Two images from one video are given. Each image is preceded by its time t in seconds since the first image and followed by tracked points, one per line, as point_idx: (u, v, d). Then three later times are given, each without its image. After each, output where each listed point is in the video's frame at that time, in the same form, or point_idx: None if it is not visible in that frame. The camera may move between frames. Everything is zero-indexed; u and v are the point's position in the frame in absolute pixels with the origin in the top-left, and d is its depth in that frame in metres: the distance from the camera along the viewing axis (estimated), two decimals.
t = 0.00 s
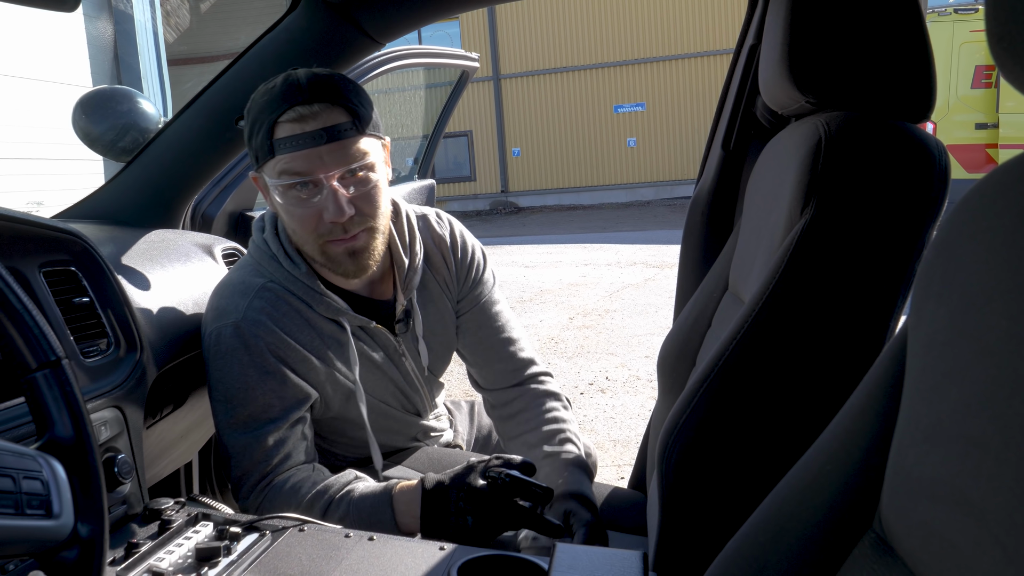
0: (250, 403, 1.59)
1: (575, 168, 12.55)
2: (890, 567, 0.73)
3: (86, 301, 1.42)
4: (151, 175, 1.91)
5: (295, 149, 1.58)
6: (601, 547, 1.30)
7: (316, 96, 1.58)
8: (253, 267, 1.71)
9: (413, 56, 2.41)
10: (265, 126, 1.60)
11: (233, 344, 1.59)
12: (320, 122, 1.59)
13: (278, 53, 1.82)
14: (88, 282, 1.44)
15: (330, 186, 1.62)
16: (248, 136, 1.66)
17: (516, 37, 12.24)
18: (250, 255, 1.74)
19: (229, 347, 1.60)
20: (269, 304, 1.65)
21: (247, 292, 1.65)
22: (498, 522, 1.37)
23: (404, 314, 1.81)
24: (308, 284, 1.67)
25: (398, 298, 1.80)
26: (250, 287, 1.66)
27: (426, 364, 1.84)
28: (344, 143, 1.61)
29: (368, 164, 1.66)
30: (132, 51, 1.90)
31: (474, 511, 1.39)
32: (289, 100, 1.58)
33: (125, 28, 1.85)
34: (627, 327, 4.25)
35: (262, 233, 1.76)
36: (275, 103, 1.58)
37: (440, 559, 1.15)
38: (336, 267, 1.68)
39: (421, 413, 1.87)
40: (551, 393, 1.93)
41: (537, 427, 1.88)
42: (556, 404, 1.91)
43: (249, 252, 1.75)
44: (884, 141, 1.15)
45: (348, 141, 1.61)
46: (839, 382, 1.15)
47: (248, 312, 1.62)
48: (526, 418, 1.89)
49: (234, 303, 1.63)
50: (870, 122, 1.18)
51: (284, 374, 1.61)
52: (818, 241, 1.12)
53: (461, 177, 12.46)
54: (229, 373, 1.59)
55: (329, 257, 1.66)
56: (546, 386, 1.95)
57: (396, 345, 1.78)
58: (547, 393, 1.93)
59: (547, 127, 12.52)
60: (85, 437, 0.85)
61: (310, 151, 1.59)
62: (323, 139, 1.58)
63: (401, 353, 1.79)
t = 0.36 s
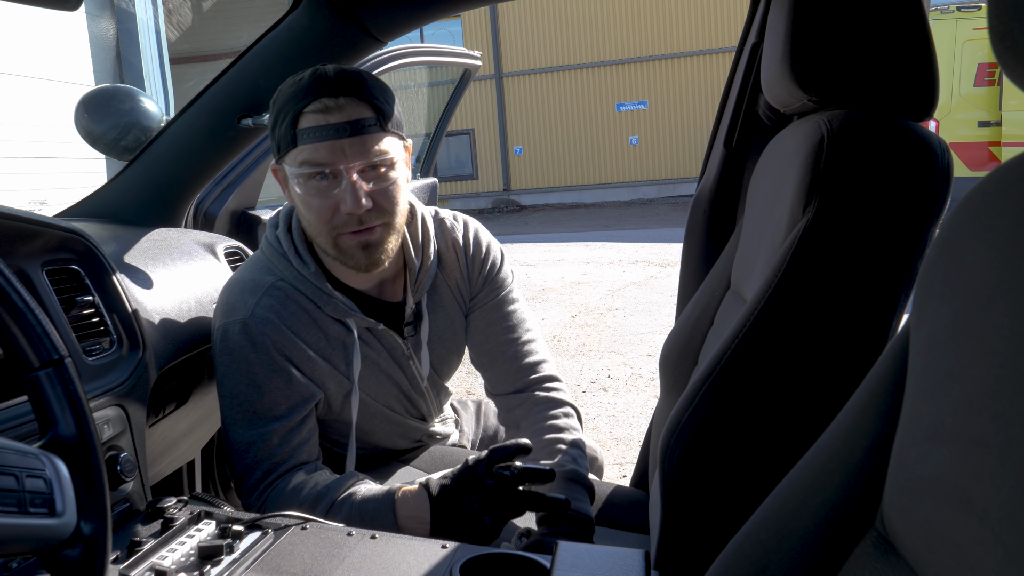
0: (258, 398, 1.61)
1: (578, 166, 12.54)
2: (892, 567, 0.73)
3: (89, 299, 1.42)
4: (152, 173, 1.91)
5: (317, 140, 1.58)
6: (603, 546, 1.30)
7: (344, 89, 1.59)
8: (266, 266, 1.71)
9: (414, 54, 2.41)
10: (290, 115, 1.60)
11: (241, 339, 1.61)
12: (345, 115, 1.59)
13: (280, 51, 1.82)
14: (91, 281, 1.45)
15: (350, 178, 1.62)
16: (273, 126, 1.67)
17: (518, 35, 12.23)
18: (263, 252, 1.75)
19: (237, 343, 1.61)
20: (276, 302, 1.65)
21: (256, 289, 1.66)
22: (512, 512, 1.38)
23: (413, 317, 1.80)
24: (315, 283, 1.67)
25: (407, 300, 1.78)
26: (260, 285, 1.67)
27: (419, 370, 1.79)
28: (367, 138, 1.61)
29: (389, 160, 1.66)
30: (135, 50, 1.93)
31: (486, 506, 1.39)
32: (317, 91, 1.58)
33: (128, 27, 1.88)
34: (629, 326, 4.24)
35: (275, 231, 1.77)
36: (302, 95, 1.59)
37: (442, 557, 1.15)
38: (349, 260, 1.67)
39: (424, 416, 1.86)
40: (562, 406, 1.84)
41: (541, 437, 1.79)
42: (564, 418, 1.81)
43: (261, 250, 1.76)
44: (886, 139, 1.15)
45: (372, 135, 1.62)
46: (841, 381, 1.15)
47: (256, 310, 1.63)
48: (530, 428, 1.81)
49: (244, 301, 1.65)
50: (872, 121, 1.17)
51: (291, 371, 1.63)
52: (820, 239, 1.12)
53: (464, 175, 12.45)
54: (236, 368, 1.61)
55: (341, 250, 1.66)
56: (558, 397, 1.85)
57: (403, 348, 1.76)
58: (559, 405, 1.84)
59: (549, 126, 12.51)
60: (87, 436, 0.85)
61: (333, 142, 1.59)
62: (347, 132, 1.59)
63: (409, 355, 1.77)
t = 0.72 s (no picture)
0: (265, 393, 1.59)
1: (581, 166, 12.54)
2: (897, 565, 0.73)
3: (95, 299, 1.43)
4: (157, 173, 1.92)
5: (320, 125, 1.59)
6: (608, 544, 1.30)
7: (347, 76, 1.60)
8: (275, 261, 1.71)
9: (418, 53, 2.41)
10: (295, 102, 1.61)
11: (252, 334, 1.60)
12: (349, 101, 1.60)
13: (285, 51, 1.83)
14: (97, 281, 1.45)
15: (354, 162, 1.63)
16: (279, 116, 1.67)
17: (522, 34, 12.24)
18: (272, 246, 1.74)
19: (247, 337, 1.60)
20: (288, 296, 1.64)
21: (267, 284, 1.66)
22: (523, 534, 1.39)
23: (423, 306, 1.81)
24: (328, 277, 1.66)
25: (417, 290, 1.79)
26: (271, 279, 1.66)
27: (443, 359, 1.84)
28: (369, 122, 1.62)
29: (392, 144, 1.67)
30: (139, 49, 1.90)
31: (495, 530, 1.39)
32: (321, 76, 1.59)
33: (132, 26, 1.87)
34: (633, 325, 4.24)
35: (284, 225, 1.76)
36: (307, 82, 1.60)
37: (446, 555, 1.15)
38: (354, 244, 1.68)
39: (433, 409, 1.88)
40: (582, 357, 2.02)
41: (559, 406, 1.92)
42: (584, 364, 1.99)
43: (271, 244, 1.75)
44: (891, 137, 1.15)
45: (375, 120, 1.63)
46: (848, 378, 1.14)
47: (267, 304, 1.62)
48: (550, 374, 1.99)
49: (255, 295, 1.64)
50: (877, 119, 1.17)
51: (303, 367, 1.61)
52: (825, 236, 1.11)
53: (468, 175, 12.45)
54: (246, 362, 1.60)
55: (347, 234, 1.67)
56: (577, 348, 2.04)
57: (413, 336, 1.78)
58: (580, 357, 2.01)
59: (553, 125, 12.51)
60: (94, 434, 0.86)
61: (337, 128, 1.59)
62: (349, 116, 1.60)
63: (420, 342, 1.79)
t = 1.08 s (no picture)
0: (275, 389, 1.59)
1: (586, 165, 12.53)
2: (902, 565, 0.73)
3: (101, 296, 1.43)
4: (162, 171, 1.92)
5: (338, 150, 1.58)
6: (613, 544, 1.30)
7: (371, 101, 1.58)
8: (290, 258, 1.71)
9: (422, 52, 2.41)
10: (315, 120, 1.59)
11: (267, 331, 1.60)
12: (370, 129, 1.58)
13: (291, 50, 1.83)
14: (102, 278, 1.46)
15: (369, 189, 1.62)
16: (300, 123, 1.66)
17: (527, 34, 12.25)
18: (285, 244, 1.74)
19: (260, 334, 1.61)
20: (303, 294, 1.64)
21: (283, 283, 1.66)
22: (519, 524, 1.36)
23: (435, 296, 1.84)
24: (342, 271, 1.67)
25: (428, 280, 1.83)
26: (286, 277, 1.67)
27: (452, 343, 1.88)
28: (389, 152, 1.61)
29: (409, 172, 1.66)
30: (144, 46, 1.90)
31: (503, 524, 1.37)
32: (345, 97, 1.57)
33: (138, 25, 1.87)
34: (638, 324, 4.24)
35: (296, 220, 1.76)
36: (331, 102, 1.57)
37: (450, 554, 1.15)
38: (358, 257, 1.69)
39: (445, 402, 1.90)
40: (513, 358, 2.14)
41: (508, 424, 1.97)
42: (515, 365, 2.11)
43: (283, 240, 1.75)
44: (896, 138, 1.14)
45: (394, 149, 1.62)
46: (853, 378, 1.14)
47: (283, 302, 1.63)
48: (489, 379, 2.09)
49: (269, 292, 1.65)
50: (883, 119, 1.17)
51: (315, 366, 1.62)
52: (831, 237, 1.11)
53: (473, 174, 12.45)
54: (259, 359, 1.59)
55: (356, 250, 1.67)
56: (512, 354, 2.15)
57: (425, 326, 1.82)
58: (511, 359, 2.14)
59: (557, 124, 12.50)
60: (99, 431, 0.86)
61: (355, 155, 1.59)
62: (369, 145, 1.58)
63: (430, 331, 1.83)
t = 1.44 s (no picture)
0: (284, 384, 1.58)
1: (587, 166, 12.53)
2: (902, 565, 0.73)
3: (101, 295, 1.43)
4: (162, 171, 1.93)
5: (364, 148, 1.58)
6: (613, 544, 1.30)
7: (401, 102, 1.57)
8: (306, 254, 1.70)
9: (422, 52, 2.42)
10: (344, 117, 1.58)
11: (284, 327, 1.59)
12: (397, 131, 1.58)
13: (291, 49, 1.84)
14: (103, 277, 1.46)
15: (390, 188, 1.61)
16: (326, 117, 1.65)
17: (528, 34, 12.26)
18: (301, 240, 1.73)
19: (276, 329, 1.60)
20: (321, 291, 1.64)
21: (301, 279, 1.65)
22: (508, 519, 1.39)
23: (443, 287, 1.86)
24: (358, 266, 1.67)
25: (439, 272, 1.84)
26: (304, 273, 1.66)
27: (459, 332, 1.88)
28: (414, 153, 1.61)
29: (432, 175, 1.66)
30: (146, 47, 1.90)
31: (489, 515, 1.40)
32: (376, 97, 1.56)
33: (139, 24, 1.85)
34: (639, 324, 4.24)
35: (310, 216, 1.75)
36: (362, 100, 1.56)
37: (450, 554, 1.15)
38: (372, 252, 1.68)
39: (454, 390, 1.91)
40: (538, 357, 2.13)
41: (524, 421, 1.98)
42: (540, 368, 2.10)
43: (299, 236, 1.75)
44: (897, 138, 1.14)
45: (419, 151, 1.62)
46: (853, 377, 1.14)
47: (302, 299, 1.62)
48: (509, 378, 2.09)
49: (287, 289, 1.64)
50: (884, 120, 1.17)
51: (327, 364, 1.60)
52: (831, 238, 1.11)
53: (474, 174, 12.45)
54: (275, 353, 1.58)
55: (371, 246, 1.67)
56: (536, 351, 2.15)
57: (434, 315, 1.83)
58: (535, 357, 2.13)
59: (558, 125, 12.50)
60: (99, 431, 0.86)
61: (381, 154, 1.58)
62: (395, 146, 1.58)
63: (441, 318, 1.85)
